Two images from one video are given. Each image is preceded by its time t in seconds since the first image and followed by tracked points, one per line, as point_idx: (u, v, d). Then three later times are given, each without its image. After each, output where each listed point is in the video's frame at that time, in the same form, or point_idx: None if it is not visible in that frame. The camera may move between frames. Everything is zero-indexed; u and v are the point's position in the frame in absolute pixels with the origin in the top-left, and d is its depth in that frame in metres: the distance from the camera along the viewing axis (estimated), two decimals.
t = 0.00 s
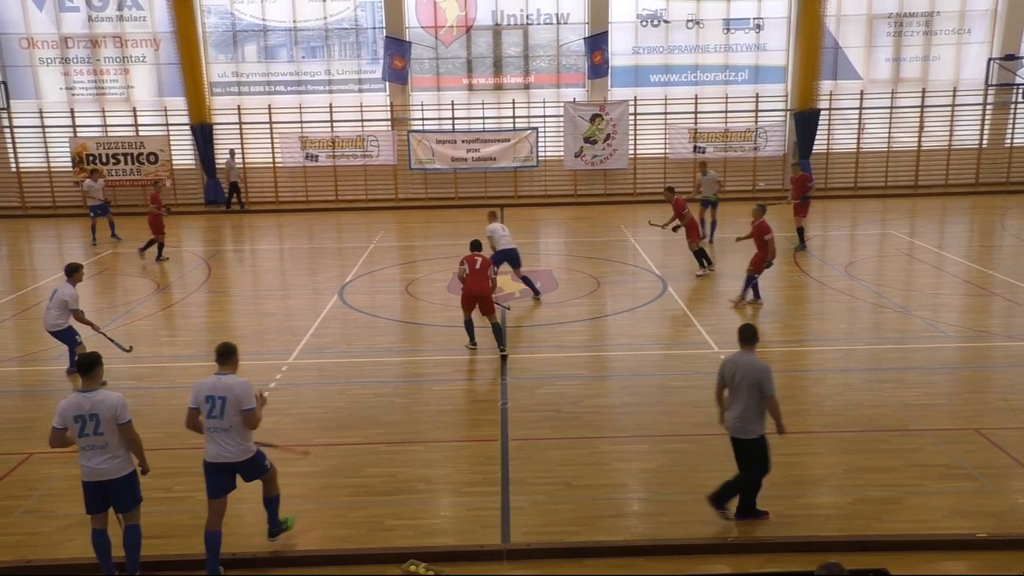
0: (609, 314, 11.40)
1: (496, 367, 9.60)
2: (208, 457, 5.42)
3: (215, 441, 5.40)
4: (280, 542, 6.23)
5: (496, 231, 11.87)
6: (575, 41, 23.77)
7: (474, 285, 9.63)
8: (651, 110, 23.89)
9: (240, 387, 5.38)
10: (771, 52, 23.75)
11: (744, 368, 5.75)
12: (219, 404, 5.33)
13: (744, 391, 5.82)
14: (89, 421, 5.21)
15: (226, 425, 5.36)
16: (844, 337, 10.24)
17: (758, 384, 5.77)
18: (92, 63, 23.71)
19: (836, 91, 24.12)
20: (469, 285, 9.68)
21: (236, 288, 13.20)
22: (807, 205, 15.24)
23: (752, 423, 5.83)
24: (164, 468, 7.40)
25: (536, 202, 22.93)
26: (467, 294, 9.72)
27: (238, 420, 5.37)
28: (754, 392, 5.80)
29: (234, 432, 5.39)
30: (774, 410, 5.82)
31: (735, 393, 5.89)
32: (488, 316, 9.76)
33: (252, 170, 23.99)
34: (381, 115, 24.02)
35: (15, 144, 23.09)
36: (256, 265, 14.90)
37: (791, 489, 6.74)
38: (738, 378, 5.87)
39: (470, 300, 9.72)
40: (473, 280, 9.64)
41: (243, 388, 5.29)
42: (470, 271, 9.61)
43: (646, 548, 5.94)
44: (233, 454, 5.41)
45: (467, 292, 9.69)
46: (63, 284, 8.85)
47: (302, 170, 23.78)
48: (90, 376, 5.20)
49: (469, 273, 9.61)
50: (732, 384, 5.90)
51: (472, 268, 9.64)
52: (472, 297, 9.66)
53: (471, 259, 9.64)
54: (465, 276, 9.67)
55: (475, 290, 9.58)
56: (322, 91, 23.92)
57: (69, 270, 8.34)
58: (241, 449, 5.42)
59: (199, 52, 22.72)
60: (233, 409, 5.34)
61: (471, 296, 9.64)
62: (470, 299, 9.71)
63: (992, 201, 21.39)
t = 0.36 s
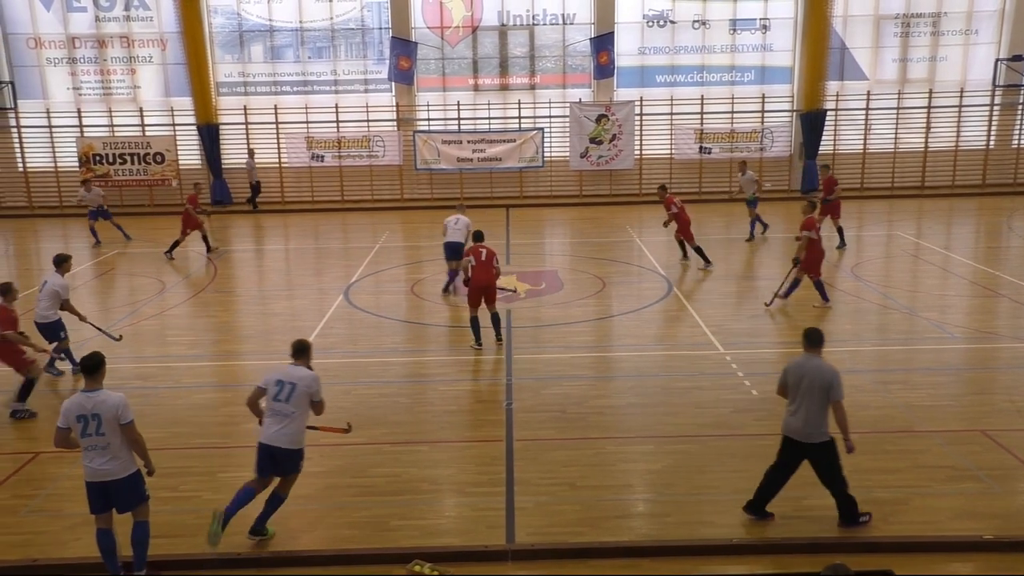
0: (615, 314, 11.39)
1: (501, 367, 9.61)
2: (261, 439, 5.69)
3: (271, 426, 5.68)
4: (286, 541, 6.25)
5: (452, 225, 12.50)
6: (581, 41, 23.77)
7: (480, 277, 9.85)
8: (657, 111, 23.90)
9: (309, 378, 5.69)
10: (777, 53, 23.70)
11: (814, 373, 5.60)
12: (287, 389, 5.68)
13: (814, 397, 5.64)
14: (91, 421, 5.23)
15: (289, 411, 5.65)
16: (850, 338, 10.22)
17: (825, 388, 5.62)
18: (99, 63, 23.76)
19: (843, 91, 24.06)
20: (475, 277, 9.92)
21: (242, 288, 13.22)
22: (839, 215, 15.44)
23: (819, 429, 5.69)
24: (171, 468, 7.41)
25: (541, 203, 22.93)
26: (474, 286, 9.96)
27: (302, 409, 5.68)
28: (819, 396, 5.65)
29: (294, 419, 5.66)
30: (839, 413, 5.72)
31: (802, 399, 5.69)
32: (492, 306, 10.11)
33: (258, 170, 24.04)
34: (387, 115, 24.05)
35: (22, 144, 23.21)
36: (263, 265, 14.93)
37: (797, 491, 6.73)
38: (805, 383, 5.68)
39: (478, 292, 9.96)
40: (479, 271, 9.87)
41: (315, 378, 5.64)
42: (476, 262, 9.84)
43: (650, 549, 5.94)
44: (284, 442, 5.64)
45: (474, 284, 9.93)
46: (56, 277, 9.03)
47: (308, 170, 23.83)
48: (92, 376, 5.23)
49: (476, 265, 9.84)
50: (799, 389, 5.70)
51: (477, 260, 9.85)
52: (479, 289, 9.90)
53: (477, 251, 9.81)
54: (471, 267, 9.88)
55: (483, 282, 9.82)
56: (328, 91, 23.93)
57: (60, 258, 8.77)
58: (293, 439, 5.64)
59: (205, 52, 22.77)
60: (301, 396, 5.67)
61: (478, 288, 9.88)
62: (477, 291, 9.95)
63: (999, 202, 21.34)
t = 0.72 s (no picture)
0: (621, 316, 11.38)
1: (507, 368, 9.60)
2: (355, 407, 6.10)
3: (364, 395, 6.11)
4: (290, 541, 6.26)
5: (425, 228, 12.78)
6: (588, 42, 23.74)
7: (492, 271, 10.12)
8: (664, 112, 23.88)
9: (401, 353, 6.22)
10: (784, 54, 23.64)
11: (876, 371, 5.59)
12: (381, 361, 6.16)
13: (878, 393, 5.63)
14: (92, 419, 5.30)
15: (381, 379, 6.11)
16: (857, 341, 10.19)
17: (887, 385, 5.62)
18: (107, 63, 23.85)
19: (850, 93, 24.00)
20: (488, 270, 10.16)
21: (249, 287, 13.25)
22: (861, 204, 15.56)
23: (879, 426, 5.71)
24: (177, 465, 7.43)
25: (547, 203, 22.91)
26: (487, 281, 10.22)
27: (392, 380, 6.14)
28: (881, 393, 5.65)
29: (385, 388, 6.11)
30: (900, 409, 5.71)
31: (865, 395, 5.67)
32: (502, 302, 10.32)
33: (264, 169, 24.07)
34: (394, 115, 24.06)
35: (30, 142, 23.30)
36: (269, 264, 14.95)
37: (802, 494, 6.71)
38: (866, 380, 5.67)
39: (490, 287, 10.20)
40: (491, 265, 10.14)
41: (407, 353, 6.17)
42: (488, 257, 10.09)
43: (655, 551, 5.93)
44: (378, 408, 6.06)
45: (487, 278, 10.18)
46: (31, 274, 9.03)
47: (314, 170, 23.85)
48: (93, 374, 5.30)
49: (488, 259, 10.09)
50: (862, 384, 5.68)
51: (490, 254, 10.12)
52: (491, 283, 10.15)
53: (491, 245, 10.09)
54: (485, 261, 10.14)
55: (495, 276, 10.08)
56: (335, 91, 23.98)
57: (33, 252, 8.68)
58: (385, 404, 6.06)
59: (213, 51, 22.82)
60: (393, 369, 6.15)
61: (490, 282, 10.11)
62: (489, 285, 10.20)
63: (1007, 205, 21.23)
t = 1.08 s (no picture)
0: (640, 317, 11.34)
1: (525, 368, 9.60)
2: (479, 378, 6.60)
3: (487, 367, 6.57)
4: (309, 538, 6.29)
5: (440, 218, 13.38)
6: (609, 43, 23.71)
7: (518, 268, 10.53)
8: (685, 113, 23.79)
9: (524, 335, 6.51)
10: (807, 56, 23.50)
11: (943, 374, 5.57)
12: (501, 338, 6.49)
13: (946, 398, 5.60)
14: (114, 417, 5.38)
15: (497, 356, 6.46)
16: (879, 345, 10.11)
17: (956, 389, 5.58)
18: (132, 63, 24.11)
19: (874, 95, 23.87)
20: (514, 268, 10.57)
21: (269, 286, 13.34)
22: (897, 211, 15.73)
23: (949, 431, 5.66)
24: (197, 462, 7.49)
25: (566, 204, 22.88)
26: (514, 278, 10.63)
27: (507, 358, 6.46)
28: (949, 397, 5.61)
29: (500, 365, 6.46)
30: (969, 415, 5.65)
31: (932, 400, 5.64)
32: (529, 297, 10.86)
33: (286, 169, 24.18)
34: (415, 115, 24.13)
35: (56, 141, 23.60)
36: (290, 263, 15.02)
37: (821, 498, 6.66)
38: (933, 385, 5.64)
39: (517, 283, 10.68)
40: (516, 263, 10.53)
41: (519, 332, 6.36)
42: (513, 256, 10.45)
43: (673, 554, 5.90)
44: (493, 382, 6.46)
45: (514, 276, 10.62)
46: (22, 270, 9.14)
47: (336, 170, 23.96)
48: (114, 373, 5.34)
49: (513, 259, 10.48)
50: (930, 388, 5.65)
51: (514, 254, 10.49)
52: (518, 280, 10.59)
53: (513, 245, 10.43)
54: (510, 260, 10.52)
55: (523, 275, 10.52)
56: (357, 91, 24.10)
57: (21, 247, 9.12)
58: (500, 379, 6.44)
59: (236, 52, 23.01)
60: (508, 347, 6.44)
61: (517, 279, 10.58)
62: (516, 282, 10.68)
63: None
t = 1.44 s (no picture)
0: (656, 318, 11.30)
1: (540, 369, 9.59)
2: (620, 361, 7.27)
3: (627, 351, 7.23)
4: (325, 536, 6.32)
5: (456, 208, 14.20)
6: (626, 43, 23.65)
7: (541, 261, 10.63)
8: (703, 113, 23.70)
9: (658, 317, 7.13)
10: (826, 55, 23.36)
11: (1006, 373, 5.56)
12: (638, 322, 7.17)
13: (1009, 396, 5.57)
14: (134, 417, 5.42)
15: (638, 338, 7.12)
16: (897, 347, 10.04)
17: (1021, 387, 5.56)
18: (152, 63, 24.25)
19: (894, 95, 23.67)
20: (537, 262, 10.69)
21: (285, 285, 13.40)
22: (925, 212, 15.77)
23: (1014, 429, 5.63)
24: (215, 460, 7.53)
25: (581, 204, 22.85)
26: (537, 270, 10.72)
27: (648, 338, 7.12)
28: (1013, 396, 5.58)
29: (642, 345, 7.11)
30: None
31: (995, 398, 5.63)
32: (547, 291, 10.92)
33: (303, 168, 24.29)
34: (432, 115, 24.17)
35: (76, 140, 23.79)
36: (306, 262, 15.09)
37: (838, 500, 6.63)
38: (997, 383, 5.62)
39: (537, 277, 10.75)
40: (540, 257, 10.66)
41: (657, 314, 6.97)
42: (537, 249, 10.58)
43: (689, 556, 5.88)
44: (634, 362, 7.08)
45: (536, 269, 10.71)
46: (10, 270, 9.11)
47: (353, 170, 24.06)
48: (136, 372, 5.39)
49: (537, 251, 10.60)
50: (994, 387, 5.62)
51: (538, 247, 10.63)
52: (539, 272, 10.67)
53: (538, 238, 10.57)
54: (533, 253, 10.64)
55: (546, 268, 10.62)
56: (374, 91, 24.15)
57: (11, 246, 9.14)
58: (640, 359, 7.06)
59: (255, 53, 23.11)
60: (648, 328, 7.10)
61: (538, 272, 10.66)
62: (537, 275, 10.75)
63: None
